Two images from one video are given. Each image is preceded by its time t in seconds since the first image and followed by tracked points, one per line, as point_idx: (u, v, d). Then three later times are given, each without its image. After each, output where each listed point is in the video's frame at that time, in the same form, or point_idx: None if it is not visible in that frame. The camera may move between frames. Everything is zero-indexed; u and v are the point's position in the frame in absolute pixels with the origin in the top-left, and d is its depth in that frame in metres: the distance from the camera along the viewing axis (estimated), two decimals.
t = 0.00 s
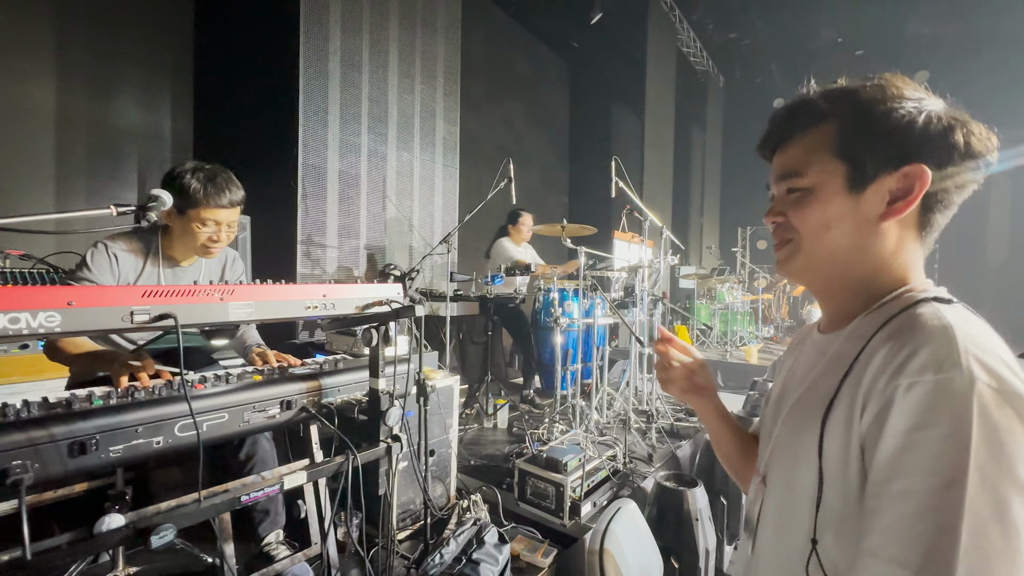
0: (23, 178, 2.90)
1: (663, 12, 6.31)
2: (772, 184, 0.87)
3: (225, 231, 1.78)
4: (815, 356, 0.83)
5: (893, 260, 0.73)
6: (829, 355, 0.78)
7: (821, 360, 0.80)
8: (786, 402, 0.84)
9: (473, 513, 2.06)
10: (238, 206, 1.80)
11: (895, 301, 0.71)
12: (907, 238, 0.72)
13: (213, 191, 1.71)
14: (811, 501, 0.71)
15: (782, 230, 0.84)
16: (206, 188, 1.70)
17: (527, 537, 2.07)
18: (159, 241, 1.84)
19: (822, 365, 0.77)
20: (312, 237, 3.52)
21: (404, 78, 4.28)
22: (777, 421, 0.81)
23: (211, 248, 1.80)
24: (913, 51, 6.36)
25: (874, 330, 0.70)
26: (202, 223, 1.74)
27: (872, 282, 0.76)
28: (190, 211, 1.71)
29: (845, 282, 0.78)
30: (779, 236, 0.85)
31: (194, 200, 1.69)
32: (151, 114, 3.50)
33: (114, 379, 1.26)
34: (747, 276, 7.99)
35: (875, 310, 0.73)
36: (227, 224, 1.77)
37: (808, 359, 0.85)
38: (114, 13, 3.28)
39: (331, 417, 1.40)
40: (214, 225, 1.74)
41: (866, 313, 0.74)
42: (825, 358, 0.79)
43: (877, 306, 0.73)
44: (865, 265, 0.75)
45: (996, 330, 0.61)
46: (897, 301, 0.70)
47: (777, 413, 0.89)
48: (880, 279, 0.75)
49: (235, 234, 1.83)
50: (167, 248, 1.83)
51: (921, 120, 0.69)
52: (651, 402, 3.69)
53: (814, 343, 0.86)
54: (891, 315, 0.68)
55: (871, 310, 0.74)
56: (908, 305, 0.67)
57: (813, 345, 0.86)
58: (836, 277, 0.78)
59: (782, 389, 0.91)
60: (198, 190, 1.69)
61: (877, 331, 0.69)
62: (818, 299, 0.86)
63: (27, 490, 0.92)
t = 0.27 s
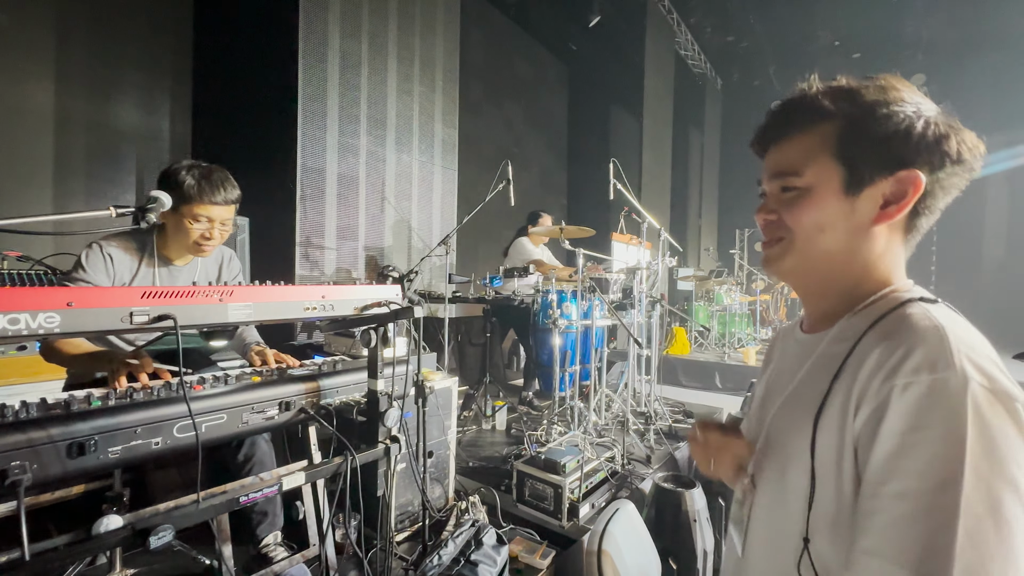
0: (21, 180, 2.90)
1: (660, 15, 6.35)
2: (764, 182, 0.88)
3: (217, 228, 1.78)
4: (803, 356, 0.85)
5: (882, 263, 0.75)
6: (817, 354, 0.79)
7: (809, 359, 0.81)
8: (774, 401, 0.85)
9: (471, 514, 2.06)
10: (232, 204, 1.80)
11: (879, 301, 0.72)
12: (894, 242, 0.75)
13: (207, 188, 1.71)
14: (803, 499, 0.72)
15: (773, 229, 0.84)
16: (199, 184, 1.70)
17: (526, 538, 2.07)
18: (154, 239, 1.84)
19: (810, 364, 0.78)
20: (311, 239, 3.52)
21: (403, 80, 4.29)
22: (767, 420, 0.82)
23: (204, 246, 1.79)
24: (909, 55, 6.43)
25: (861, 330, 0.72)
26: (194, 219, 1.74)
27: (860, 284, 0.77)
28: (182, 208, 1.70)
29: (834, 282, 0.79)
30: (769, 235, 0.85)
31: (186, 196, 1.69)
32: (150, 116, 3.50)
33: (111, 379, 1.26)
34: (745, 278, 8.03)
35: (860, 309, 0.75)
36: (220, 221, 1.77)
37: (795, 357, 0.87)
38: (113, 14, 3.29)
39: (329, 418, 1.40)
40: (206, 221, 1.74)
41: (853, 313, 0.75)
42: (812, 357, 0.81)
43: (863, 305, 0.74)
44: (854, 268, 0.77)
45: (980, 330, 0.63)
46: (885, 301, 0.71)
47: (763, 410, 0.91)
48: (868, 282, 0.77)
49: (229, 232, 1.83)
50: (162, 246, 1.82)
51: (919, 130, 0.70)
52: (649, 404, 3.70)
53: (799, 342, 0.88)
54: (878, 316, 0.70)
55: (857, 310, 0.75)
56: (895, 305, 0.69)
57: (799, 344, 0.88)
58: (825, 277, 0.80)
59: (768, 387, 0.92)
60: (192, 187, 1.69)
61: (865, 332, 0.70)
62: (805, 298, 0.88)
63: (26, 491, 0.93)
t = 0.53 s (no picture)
0: (24, 181, 2.91)
1: (661, 16, 6.35)
2: (755, 179, 0.89)
3: (212, 228, 1.78)
4: (794, 358, 0.84)
5: (874, 263, 0.75)
6: (813, 358, 0.78)
7: (803, 363, 0.80)
8: (765, 405, 0.84)
9: (472, 516, 2.05)
10: (226, 203, 1.81)
11: (880, 306, 0.72)
12: (886, 243, 0.75)
13: (201, 187, 1.73)
14: (807, 510, 0.72)
15: (763, 228, 0.85)
16: (193, 183, 1.71)
17: (526, 540, 2.07)
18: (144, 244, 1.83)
19: (807, 370, 0.78)
20: (312, 240, 3.52)
21: (404, 82, 4.30)
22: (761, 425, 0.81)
23: (198, 246, 1.79)
24: (910, 57, 6.45)
25: (863, 335, 0.71)
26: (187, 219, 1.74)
27: (852, 284, 0.77)
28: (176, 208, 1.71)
29: (825, 283, 0.79)
30: (760, 233, 0.86)
31: (180, 195, 1.69)
32: (152, 117, 3.51)
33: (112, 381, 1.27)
34: (746, 279, 8.03)
35: (859, 314, 0.74)
36: (214, 220, 1.77)
37: (785, 359, 0.86)
38: (115, 16, 3.30)
39: (330, 420, 1.40)
40: (200, 220, 1.74)
41: (851, 315, 0.75)
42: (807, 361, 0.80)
43: (863, 309, 0.74)
44: (847, 267, 0.77)
45: (986, 336, 0.64)
46: (885, 307, 0.71)
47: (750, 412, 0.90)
48: (861, 281, 0.76)
49: (222, 233, 1.83)
50: (155, 248, 1.82)
51: (913, 127, 0.71)
52: (651, 406, 3.69)
53: (790, 343, 0.87)
54: (881, 322, 0.69)
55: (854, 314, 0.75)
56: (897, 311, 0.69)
57: (788, 344, 0.87)
58: (817, 277, 0.80)
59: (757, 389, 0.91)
60: (186, 185, 1.70)
61: (868, 338, 0.70)
62: (795, 300, 0.88)
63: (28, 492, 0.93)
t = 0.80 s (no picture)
0: (41, 184, 2.96)
1: (669, 18, 6.34)
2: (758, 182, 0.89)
3: (218, 227, 1.78)
4: (796, 369, 0.84)
5: (877, 274, 0.75)
6: (816, 370, 0.78)
7: (806, 375, 0.80)
8: (767, 417, 0.84)
9: (481, 519, 2.06)
10: (233, 202, 1.82)
11: (884, 319, 0.72)
12: (890, 252, 0.75)
13: (206, 186, 1.73)
14: (810, 527, 0.71)
15: (764, 233, 0.85)
16: (198, 183, 1.71)
17: (535, 543, 2.07)
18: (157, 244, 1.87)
19: (809, 383, 0.78)
20: (321, 242, 3.55)
21: (413, 85, 4.32)
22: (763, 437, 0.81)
23: (205, 245, 1.80)
24: (921, 57, 6.40)
25: (866, 349, 0.71)
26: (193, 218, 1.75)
27: (856, 294, 0.77)
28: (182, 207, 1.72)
29: (828, 292, 0.80)
30: (759, 237, 0.86)
31: (185, 195, 1.70)
32: (165, 121, 3.55)
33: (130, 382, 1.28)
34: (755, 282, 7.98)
35: (863, 326, 0.74)
36: (220, 219, 1.78)
37: (788, 369, 0.86)
38: (130, 21, 3.35)
39: (343, 421, 1.42)
40: (206, 220, 1.75)
41: (855, 328, 0.75)
42: (810, 373, 0.80)
43: (867, 322, 0.73)
44: (849, 276, 0.76)
45: (994, 350, 0.63)
46: (891, 320, 0.71)
47: (753, 422, 0.90)
48: (865, 291, 0.76)
49: (230, 232, 1.84)
50: (168, 249, 1.85)
51: (923, 132, 0.70)
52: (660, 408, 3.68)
53: (793, 353, 0.87)
54: (886, 336, 0.69)
55: (858, 326, 0.75)
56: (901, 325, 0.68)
57: (791, 355, 0.87)
58: (819, 286, 0.80)
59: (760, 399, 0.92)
60: (191, 185, 1.70)
61: (872, 352, 0.69)
62: (798, 308, 0.88)
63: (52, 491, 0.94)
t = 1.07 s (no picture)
0: (53, 185, 2.99)
1: (675, 17, 6.32)
2: (766, 171, 0.88)
3: (229, 230, 1.80)
4: (803, 362, 0.83)
5: (888, 267, 0.74)
6: (826, 364, 0.77)
7: (815, 369, 0.79)
8: (775, 411, 0.83)
9: (491, 518, 2.05)
10: (244, 205, 1.83)
11: (897, 313, 0.71)
12: (901, 245, 0.74)
13: (216, 190, 1.74)
14: (824, 527, 0.70)
15: (768, 223, 0.85)
16: (209, 186, 1.72)
17: (545, 543, 2.07)
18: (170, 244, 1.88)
19: (820, 378, 0.77)
20: (329, 242, 3.56)
21: (420, 85, 4.33)
22: (772, 432, 0.80)
23: (216, 247, 1.82)
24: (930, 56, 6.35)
25: (882, 344, 0.70)
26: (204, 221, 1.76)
27: (866, 287, 0.76)
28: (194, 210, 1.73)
29: (836, 285, 0.79)
30: (764, 227, 0.86)
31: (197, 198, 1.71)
32: (174, 122, 3.58)
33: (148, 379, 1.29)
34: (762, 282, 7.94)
35: (876, 320, 0.73)
36: (231, 222, 1.79)
37: (795, 363, 0.85)
38: (140, 23, 3.38)
39: (357, 421, 1.42)
40: (217, 223, 1.76)
41: (865, 322, 0.74)
42: (819, 367, 0.79)
43: (880, 315, 0.73)
44: (856, 267, 0.75)
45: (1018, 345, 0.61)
46: (904, 314, 0.70)
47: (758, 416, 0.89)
48: (874, 285, 0.76)
49: (240, 234, 1.86)
50: (178, 250, 1.86)
51: (936, 124, 0.70)
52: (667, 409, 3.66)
53: (799, 346, 0.86)
54: (903, 330, 0.68)
55: (870, 320, 0.74)
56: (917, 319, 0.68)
57: (798, 348, 0.87)
58: (825, 277, 0.79)
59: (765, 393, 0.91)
60: (202, 188, 1.71)
61: (888, 347, 0.68)
62: (804, 301, 0.87)
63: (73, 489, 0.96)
